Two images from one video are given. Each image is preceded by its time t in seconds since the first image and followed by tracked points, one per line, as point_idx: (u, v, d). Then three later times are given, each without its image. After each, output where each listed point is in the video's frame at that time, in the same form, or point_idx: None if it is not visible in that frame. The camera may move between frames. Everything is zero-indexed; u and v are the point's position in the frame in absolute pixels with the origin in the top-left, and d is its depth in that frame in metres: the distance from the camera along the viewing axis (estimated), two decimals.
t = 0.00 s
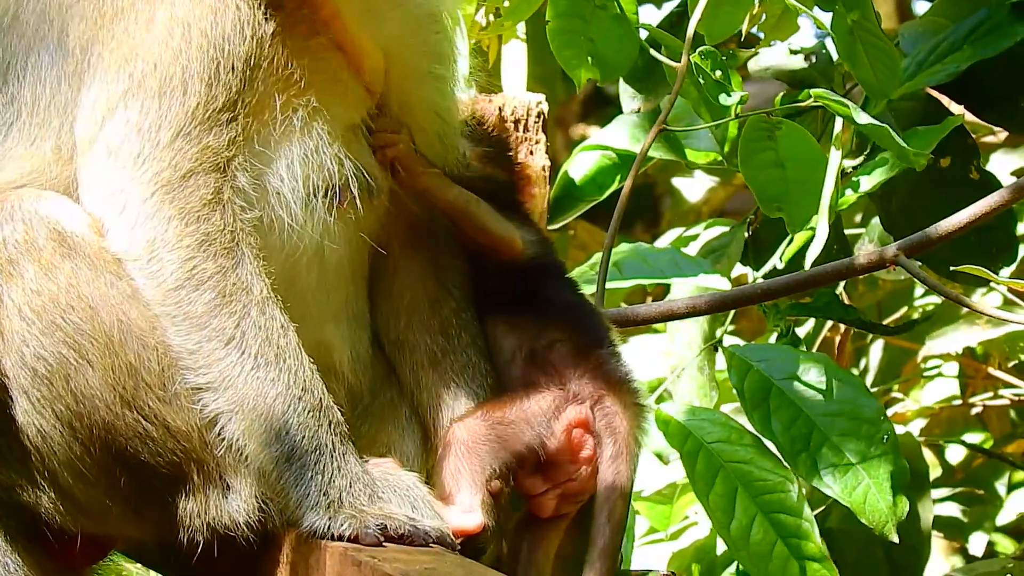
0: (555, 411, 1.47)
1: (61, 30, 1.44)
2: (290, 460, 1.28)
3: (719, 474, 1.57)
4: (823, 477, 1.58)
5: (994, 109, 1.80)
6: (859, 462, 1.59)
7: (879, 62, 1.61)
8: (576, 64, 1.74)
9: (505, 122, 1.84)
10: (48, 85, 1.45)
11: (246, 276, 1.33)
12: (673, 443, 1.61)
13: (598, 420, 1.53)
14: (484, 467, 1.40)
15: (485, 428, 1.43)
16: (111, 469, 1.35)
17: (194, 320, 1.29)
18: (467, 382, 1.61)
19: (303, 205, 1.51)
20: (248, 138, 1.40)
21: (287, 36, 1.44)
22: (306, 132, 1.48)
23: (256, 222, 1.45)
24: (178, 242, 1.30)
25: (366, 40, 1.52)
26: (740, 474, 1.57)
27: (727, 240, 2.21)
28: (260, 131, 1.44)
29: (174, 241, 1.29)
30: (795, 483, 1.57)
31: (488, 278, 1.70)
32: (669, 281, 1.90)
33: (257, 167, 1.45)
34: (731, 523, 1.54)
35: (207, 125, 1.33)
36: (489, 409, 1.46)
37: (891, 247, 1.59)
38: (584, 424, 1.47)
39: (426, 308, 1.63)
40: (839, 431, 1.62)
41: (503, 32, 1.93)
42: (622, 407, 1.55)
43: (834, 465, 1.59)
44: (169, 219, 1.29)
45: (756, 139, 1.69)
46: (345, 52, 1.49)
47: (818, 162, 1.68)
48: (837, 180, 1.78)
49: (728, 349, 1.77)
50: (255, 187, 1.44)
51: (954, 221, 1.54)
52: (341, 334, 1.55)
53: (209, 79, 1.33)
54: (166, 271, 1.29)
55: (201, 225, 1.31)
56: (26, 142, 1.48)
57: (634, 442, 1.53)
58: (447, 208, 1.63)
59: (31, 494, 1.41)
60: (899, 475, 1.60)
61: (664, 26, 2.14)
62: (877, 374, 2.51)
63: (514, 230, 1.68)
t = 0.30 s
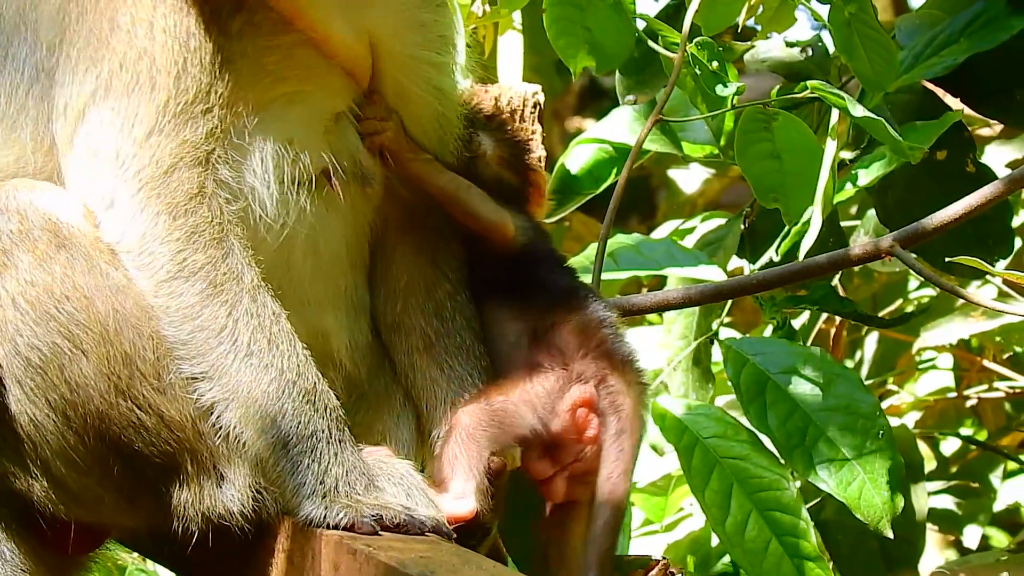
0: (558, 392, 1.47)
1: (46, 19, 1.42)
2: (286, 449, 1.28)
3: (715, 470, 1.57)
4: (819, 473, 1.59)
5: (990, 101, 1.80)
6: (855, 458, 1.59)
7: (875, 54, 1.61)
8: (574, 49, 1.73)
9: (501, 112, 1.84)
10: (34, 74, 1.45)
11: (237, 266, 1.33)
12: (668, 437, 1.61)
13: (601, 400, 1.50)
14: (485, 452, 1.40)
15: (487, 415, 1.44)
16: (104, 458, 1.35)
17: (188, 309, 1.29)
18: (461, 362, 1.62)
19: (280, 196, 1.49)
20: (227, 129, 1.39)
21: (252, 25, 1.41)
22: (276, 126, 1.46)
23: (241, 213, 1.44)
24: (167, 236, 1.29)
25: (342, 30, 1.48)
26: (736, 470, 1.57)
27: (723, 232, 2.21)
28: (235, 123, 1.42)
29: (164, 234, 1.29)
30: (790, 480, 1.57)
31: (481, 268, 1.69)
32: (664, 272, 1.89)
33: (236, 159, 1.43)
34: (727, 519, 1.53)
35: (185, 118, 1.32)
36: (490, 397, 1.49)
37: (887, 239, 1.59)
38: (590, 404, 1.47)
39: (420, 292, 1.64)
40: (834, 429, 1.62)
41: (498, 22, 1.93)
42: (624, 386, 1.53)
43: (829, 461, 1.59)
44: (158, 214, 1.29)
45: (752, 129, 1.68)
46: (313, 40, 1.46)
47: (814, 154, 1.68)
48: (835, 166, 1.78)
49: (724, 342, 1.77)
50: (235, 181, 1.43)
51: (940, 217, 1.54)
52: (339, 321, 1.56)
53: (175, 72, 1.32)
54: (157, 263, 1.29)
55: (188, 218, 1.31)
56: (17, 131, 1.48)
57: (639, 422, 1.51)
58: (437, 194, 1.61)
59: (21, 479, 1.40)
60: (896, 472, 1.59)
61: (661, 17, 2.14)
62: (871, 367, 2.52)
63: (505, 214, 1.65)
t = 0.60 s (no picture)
0: (562, 406, 1.46)
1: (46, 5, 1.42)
2: (283, 438, 1.29)
3: (706, 460, 1.57)
4: (812, 464, 1.59)
5: (984, 94, 1.80)
6: (846, 450, 1.59)
7: (870, 47, 1.61)
8: (570, 43, 1.74)
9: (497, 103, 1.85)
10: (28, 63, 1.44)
11: (233, 256, 1.34)
12: (660, 429, 1.62)
13: (601, 420, 1.48)
14: (483, 450, 1.39)
15: (490, 415, 1.43)
16: (100, 446, 1.33)
17: (186, 300, 1.30)
18: (455, 360, 1.61)
19: (270, 186, 1.49)
20: (220, 120, 1.40)
21: (243, 17, 1.42)
22: (265, 117, 1.46)
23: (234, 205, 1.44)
24: (163, 228, 1.30)
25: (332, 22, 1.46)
26: (727, 460, 1.57)
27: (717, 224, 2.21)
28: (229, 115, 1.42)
29: (160, 226, 1.30)
30: (782, 471, 1.56)
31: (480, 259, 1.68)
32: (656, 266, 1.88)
33: (227, 149, 1.42)
34: (718, 509, 1.54)
35: (178, 109, 1.34)
36: (495, 399, 1.47)
37: (879, 231, 1.57)
38: (591, 423, 1.46)
39: (416, 287, 1.63)
40: (826, 420, 1.62)
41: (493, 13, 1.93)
42: (626, 407, 1.49)
43: (821, 451, 1.59)
44: (153, 206, 1.30)
45: (747, 122, 1.68)
46: (301, 33, 1.45)
47: (808, 146, 1.68)
48: (831, 162, 1.74)
49: (718, 333, 1.77)
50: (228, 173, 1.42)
51: (930, 211, 1.55)
52: (337, 314, 1.56)
53: (164, 65, 1.34)
54: (154, 254, 1.30)
55: (183, 209, 1.32)
56: (12, 121, 1.48)
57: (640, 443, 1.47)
58: (432, 189, 1.60)
59: (15, 468, 1.39)
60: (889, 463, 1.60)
61: (655, 9, 2.14)
62: (865, 359, 2.52)
63: (498, 210, 1.63)
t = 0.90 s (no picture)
0: (554, 409, 1.47)
1: None
2: (285, 427, 1.30)
3: (707, 459, 1.57)
4: (812, 462, 1.59)
5: (979, 89, 1.80)
6: (847, 449, 1.59)
7: (866, 42, 1.61)
8: (565, 37, 1.74)
9: (492, 97, 1.86)
10: (30, 55, 1.45)
11: (239, 248, 1.35)
12: (661, 427, 1.62)
13: (592, 426, 1.50)
14: (479, 447, 1.38)
15: (486, 412, 1.41)
16: (102, 433, 1.33)
17: (190, 290, 1.31)
18: (452, 357, 1.62)
19: (271, 178, 1.49)
20: (221, 114, 1.40)
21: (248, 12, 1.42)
22: (266, 111, 1.46)
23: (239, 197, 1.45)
24: (168, 220, 1.31)
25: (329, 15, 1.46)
26: (728, 459, 1.57)
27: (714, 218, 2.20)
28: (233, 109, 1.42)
29: (165, 218, 1.31)
30: (783, 469, 1.57)
31: (477, 259, 1.68)
32: (651, 259, 1.88)
33: (229, 143, 1.42)
34: (719, 507, 1.54)
35: (181, 102, 1.34)
36: (491, 396, 1.46)
37: (877, 223, 1.57)
38: (581, 427, 1.47)
39: (414, 284, 1.64)
40: (826, 417, 1.62)
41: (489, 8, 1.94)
42: (616, 414, 1.53)
43: (822, 450, 1.59)
44: (158, 198, 1.31)
45: (742, 115, 1.68)
46: (300, 27, 1.44)
47: (804, 140, 1.68)
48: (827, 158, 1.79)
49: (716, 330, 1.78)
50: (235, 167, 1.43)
51: (925, 203, 1.54)
52: (336, 303, 1.56)
53: (165, 58, 1.34)
54: (160, 245, 1.31)
55: (189, 202, 1.33)
56: (15, 112, 1.47)
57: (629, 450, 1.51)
58: (427, 189, 1.59)
59: (18, 457, 1.39)
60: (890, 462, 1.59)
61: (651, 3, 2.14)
62: (862, 352, 2.53)
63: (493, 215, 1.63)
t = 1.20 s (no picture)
0: (545, 390, 1.47)
1: None
2: (282, 423, 1.30)
3: (703, 458, 1.57)
4: (809, 462, 1.59)
5: (976, 86, 1.81)
6: (844, 448, 1.60)
7: (864, 40, 1.61)
8: (563, 34, 1.73)
9: (490, 91, 1.87)
10: (24, 51, 1.45)
11: (234, 243, 1.35)
12: (658, 424, 1.62)
13: (585, 401, 1.51)
14: (472, 435, 1.38)
15: (476, 400, 1.42)
16: (97, 430, 1.34)
17: (185, 285, 1.30)
18: (447, 350, 1.62)
19: (266, 175, 1.50)
20: (216, 109, 1.40)
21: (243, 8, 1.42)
22: (259, 107, 1.46)
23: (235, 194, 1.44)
24: (163, 216, 1.31)
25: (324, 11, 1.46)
26: (724, 457, 1.57)
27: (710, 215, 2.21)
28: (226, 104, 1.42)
29: (161, 214, 1.31)
30: (779, 469, 1.58)
31: (473, 250, 1.68)
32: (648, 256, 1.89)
33: (224, 139, 1.42)
34: (715, 506, 1.54)
35: (174, 98, 1.35)
36: (482, 386, 1.46)
37: (873, 219, 1.57)
38: (574, 405, 1.47)
39: (409, 277, 1.64)
40: (823, 416, 1.63)
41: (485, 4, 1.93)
42: (609, 387, 1.53)
43: (818, 448, 1.60)
44: (153, 194, 1.31)
45: (740, 111, 1.68)
46: (294, 23, 1.45)
47: (802, 136, 1.68)
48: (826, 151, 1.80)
49: (712, 327, 1.77)
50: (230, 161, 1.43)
51: (924, 198, 1.54)
52: (330, 297, 1.56)
53: (159, 53, 1.35)
54: (155, 242, 1.31)
55: (183, 198, 1.33)
56: (9, 110, 1.48)
57: (624, 422, 1.51)
58: (422, 180, 1.60)
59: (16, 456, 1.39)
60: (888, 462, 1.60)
61: None
62: (860, 348, 2.53)
63: (489, 202, 1.63)
